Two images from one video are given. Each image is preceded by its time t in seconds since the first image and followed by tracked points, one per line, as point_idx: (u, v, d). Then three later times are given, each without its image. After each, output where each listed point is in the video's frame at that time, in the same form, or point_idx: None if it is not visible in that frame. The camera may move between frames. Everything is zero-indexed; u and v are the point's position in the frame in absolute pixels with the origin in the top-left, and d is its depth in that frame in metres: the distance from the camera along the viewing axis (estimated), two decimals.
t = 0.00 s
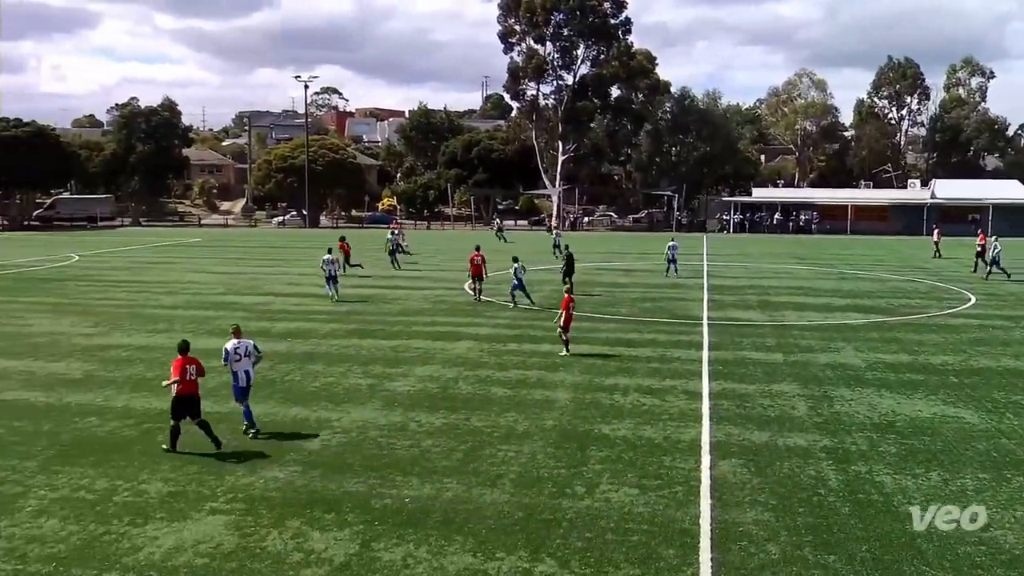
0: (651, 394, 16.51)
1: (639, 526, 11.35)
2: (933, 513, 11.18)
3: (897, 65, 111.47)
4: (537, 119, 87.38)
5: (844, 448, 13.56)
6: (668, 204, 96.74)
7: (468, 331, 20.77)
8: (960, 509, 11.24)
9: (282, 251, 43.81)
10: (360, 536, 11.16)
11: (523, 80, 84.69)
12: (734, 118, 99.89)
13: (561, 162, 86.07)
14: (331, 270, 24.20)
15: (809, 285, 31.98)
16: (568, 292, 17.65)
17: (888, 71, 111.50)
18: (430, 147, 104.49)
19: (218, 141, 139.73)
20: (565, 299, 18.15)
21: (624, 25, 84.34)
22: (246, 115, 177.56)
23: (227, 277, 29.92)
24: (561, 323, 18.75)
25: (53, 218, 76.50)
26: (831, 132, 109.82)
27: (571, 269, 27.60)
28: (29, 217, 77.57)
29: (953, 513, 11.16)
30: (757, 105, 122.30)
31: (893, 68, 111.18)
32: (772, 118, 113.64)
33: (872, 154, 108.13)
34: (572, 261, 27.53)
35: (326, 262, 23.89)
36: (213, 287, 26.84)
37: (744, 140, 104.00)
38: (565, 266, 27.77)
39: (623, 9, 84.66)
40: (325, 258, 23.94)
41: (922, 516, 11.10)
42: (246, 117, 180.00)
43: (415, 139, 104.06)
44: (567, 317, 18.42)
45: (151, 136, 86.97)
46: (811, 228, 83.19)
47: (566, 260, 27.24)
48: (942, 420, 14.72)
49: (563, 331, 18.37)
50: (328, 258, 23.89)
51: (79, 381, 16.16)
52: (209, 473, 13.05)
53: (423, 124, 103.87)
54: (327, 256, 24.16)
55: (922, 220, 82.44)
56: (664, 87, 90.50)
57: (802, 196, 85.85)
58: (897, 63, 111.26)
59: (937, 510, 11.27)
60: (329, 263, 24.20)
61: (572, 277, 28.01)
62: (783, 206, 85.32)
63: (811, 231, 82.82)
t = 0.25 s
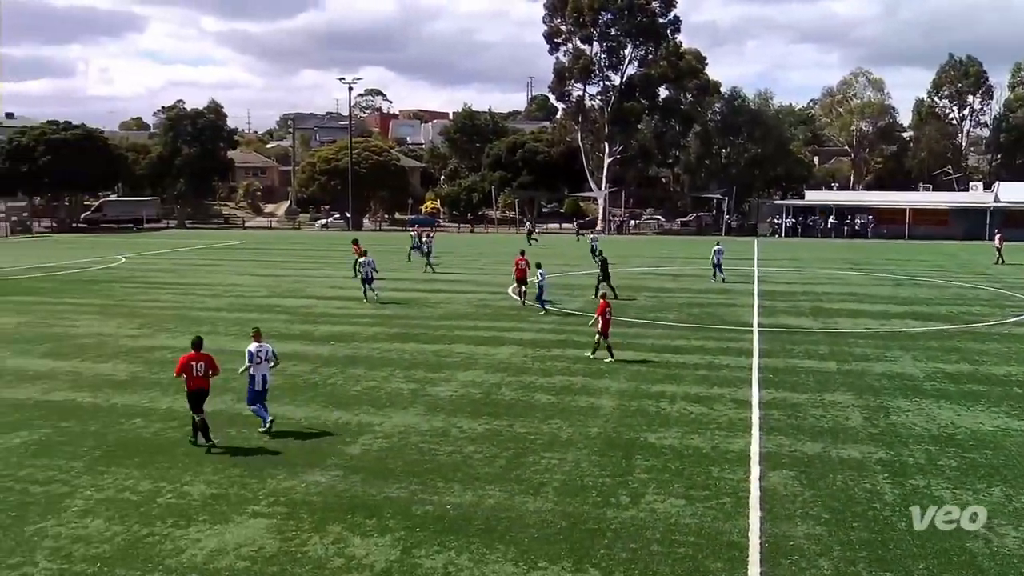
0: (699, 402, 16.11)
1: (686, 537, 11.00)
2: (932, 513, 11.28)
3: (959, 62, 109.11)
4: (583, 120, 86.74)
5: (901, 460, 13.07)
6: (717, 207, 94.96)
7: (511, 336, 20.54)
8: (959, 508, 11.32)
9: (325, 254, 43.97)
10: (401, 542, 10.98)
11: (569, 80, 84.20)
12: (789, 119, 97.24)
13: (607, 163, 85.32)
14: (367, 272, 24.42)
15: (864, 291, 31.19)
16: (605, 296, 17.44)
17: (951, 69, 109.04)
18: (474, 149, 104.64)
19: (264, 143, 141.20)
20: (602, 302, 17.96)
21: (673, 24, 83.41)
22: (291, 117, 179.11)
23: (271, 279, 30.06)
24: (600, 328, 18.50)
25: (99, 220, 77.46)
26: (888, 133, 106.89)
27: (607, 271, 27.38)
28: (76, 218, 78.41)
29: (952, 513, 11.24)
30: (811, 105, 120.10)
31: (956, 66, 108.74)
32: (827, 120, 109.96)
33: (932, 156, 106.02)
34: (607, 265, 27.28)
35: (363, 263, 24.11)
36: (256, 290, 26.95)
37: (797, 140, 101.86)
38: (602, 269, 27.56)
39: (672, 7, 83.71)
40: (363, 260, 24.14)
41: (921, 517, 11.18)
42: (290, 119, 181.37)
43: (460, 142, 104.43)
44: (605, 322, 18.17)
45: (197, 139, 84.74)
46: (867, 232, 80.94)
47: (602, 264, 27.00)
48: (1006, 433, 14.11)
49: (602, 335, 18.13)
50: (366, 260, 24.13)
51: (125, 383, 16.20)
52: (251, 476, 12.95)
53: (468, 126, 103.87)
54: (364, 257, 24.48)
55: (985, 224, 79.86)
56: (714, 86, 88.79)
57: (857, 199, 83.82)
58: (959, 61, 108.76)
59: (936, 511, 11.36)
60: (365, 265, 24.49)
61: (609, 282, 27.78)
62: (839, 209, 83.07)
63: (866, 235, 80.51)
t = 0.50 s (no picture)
0: (748, 411, 15.66)
1: (734, 551, 10.60)
2: (933, 512, 11.37)
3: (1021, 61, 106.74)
4: (630, 122, 85.87)
5: (961, 476, 12.50)
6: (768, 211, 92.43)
7: (556, 342, 20.24)
8: (959, 509, 11.42)
9: (367, 258, 44.08)
10: (442, 551, 10.74)
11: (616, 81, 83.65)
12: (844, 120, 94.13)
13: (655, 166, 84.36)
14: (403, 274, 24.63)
15: (921, 299, 30.34)
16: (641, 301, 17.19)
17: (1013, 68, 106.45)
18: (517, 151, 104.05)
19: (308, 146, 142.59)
20: (638, 308, 17.71)
21: (723, 23, 82.31)
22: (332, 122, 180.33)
23: (313, 283, 30.15)
24: (636, 335, 18.21)
25: (144, 224, 78.81)
26: (949, 134, 104.67)
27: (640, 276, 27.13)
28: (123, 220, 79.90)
29: (954, 513, 11.33)
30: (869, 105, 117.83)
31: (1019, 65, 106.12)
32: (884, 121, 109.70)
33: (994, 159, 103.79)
34: (641, 269, 26.94)
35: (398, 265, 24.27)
36: (299, 294, 27.00)
37: (852, 141, 99.22)
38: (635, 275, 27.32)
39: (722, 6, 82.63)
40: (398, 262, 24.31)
41: (923, 517, 11.27)
42: (332, 123, 182.44)
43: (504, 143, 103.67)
44: (641, 328, 17.89)
45: (241, 142, 85.61)
46: (925, 237, 78.18)
47: (637, 267, 26.70)
48: None
49: (638, 342, 17.88)
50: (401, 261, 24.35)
51: (168, 386, 16.18)
52: (292, 481, 12.81)
53: (513, 128, 103.46)
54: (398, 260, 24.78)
55: None
56: (766, 88, 86.51)
57: (915, 204, 81.28)
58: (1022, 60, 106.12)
59: (939, 510, 11.44)
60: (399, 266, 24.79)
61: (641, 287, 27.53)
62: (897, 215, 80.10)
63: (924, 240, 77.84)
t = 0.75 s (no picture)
0: (809, 424, 15.08)
1: (794, 569, 10.12)
2: (933, 513, 11.50)
3: None
4: (686, 124, 84.57)
5: None
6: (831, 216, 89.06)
7: (608, 350, 19.85)
8: (959, 509, 11.55)
9: (417, 263, 44.09)
10: (490, 562, 10.45)
11: (672, 82, 82.45)
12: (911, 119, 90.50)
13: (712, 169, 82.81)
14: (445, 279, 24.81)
15: (990, 308, 29.25)
16: (685, 306, 16.84)
17: None
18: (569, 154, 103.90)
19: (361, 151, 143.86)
20: (683, 314, 17.35)
21: (783, 22, 80.63)
22: (383, 124, 181.50)
23: (362, 288, 30.16)
24: (680, 341, 17.86)
25: (195, 227, 79.75)
26: None
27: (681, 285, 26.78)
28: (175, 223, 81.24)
29: (953, 513, 11.48)
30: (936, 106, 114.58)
31: None
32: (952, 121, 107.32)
33: None
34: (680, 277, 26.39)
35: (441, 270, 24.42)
36: (347, 299, 27.00)
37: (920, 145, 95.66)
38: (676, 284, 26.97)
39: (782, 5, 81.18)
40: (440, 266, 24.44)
41: (923, 518, 11.41)
42: (383, 125, 183.62)
43: (556, 146, 103.62)
44: (685, 334, 17.52)
45: (290, 145, 86.09)
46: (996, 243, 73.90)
47: (678, 275, 26.25)
48: None
49: (682, 348, 17.54)
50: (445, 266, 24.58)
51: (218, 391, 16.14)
52: (339, 488, 12.62)
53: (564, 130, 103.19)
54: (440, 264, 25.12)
55: None
56: (829, 88, 83.51)
57: (985, 209, 78.62)
58: None
59: (938, 512, 11.58)
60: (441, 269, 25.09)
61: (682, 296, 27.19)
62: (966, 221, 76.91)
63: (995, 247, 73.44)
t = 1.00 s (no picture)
0: (861, 435, 14.54)
1: None
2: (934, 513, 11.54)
3: None
4: (734, 124, 83.04)
5: None
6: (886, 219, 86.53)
7: (652, 356, 19.45)
8: (956, 507, 11.67)
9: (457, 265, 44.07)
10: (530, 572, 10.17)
11: (719, 81, 81.20)
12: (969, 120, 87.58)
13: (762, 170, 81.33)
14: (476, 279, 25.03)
15: None
16: (721, 312, 16.47)
17: None
18: (613, 155, 103.64)
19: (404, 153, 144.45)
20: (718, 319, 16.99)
21: (835, 18, 79.06)
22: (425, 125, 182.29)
23: (401, 291, 30.13)
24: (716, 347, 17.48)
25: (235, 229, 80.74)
26: None
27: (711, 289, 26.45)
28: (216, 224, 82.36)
29: (952, 513, 11.54)
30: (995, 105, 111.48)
31: None
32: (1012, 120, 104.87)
33: None
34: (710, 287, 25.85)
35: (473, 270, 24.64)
36: (388, 302, 26.93)
37: (980, 145, 92.80)
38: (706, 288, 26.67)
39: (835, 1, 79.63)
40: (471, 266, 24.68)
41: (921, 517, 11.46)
42: (426, 125, 184.27)
43: (601, 148, 103.49)
44: (720, 340, 17.12)
45: (331, 146, 86.93)
46: None
47: (708, 284, 25.87)
48: None
49: (718, 354, 17.18)
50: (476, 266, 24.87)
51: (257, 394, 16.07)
52: (377, 495, 12.42)
53: (607, 130, 102.73)
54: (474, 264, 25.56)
55: None
56: (884, 86, 81.06)
57: None
58: None
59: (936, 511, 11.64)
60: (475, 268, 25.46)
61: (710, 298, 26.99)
62: None
63: None
